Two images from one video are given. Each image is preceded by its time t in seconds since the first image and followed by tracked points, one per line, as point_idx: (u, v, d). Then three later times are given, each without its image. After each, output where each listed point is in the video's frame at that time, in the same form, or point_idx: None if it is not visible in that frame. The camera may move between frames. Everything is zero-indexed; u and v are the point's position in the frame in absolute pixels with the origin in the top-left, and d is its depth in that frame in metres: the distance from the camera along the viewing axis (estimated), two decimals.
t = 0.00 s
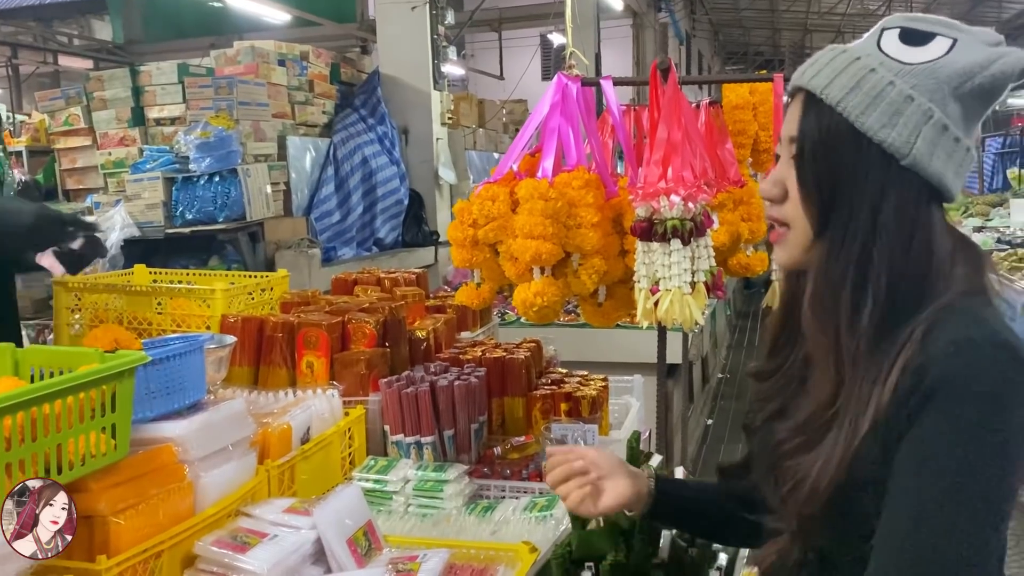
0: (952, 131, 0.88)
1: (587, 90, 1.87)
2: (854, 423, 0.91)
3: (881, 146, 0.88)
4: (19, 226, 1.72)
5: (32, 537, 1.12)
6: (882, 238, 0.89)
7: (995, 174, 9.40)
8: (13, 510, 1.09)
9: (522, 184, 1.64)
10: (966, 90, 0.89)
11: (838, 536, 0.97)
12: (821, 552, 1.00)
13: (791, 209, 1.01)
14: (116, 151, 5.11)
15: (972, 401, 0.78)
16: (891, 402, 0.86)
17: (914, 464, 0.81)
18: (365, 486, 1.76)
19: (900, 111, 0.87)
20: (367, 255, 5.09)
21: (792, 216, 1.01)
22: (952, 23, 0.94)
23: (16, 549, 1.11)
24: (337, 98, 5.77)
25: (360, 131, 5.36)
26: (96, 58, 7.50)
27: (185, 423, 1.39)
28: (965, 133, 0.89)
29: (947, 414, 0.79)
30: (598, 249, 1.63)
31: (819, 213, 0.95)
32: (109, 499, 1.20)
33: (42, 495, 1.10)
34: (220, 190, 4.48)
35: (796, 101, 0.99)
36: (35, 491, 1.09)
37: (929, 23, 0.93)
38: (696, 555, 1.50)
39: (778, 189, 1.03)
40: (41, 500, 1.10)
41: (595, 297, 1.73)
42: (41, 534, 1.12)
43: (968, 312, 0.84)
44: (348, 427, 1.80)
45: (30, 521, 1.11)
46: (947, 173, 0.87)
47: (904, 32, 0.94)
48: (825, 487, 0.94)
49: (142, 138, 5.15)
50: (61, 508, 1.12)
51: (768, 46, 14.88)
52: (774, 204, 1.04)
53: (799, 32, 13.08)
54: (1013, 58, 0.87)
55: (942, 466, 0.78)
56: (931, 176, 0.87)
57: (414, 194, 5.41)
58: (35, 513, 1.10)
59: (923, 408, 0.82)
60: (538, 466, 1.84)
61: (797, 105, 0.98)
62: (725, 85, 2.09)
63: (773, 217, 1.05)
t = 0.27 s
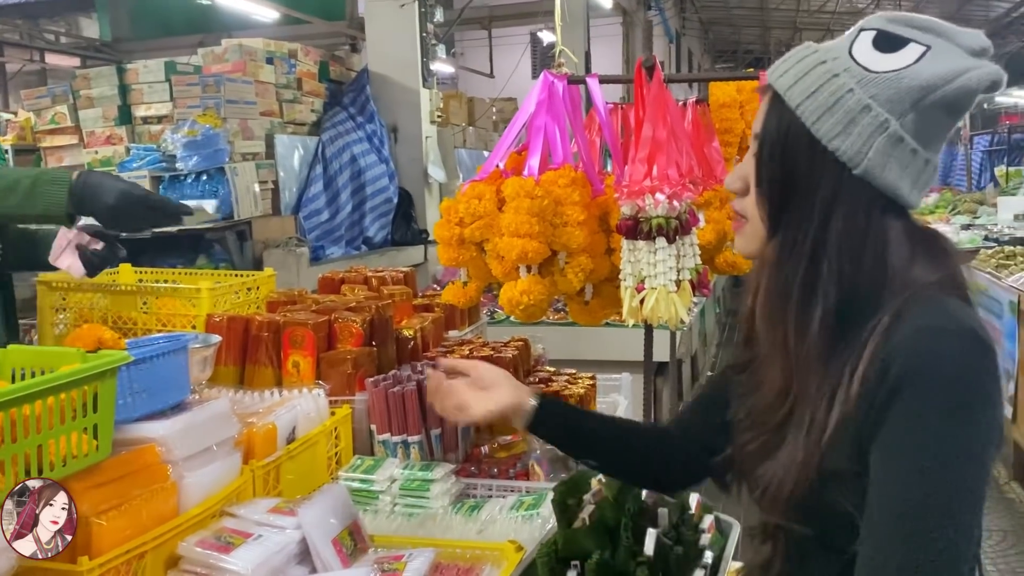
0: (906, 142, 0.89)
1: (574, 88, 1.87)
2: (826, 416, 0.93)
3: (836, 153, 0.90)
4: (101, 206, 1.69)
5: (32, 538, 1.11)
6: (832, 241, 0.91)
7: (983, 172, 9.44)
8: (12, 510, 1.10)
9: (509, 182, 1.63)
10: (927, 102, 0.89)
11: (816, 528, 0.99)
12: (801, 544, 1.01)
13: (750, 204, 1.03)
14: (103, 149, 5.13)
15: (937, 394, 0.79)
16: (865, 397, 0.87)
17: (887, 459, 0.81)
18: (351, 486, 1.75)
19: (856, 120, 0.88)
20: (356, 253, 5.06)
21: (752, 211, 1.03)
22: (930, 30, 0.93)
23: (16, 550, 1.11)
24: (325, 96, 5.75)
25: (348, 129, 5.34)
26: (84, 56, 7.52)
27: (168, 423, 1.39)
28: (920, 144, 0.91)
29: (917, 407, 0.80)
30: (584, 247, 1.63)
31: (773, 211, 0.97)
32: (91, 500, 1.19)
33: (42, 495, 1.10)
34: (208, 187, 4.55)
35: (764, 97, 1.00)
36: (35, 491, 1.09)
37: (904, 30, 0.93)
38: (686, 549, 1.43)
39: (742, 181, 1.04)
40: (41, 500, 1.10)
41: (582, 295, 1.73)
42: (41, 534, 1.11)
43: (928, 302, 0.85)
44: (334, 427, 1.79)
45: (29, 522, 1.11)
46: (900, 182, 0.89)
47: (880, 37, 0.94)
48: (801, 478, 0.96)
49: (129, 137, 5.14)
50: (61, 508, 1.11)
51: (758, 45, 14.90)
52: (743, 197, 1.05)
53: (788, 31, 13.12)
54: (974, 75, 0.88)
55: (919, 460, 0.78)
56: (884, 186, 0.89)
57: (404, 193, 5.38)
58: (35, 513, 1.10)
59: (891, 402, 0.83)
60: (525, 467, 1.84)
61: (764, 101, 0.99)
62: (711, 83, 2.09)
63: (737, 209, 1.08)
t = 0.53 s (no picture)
0: (813, 161, 0.90)
1: (559, 85, 1.86)
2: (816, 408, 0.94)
3: (750, 195, 0.91)
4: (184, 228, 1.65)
5: (32, 538, 1.13)
6: (769, 273, 0.93)
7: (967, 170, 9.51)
8: (13, 510, 1.13)
9: (494, 180, 1.63)
10: (821, 117, 0.89)
11: (799, 523, 0.99)
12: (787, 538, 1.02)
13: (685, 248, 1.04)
14: (87, 147, 5.09)
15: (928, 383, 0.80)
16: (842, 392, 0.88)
17: (889, 452, 0.82)
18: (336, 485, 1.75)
19: (760, 162, 0.89)
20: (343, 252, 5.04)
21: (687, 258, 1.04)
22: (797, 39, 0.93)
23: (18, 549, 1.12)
24: (311, 93, 5.72)
25: (335, 127, 5.29)
26: (68, 54, 7.48)
27: (151, 422, 1.37)
28: (823, 153, 0.91)
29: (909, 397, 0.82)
30: (569, 245, 1.63)
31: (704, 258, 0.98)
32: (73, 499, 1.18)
33: (41, 495, 1.12)
34: (193, 187, 4.48)
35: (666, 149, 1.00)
36: (35, 491, 1.11)
37: (771, 49, 0.92)
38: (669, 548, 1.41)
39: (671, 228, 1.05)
40: (41, 500, 1.12)
41: (567, 293, 1.72)
42: (41, 534, 1.13)
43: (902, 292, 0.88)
44: (319, 426, 1.79)
45: (29, 522, 1.13)
46: (819, 200, 0.90)
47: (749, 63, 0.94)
48: (785, 471, 0.96)
49: (114, 135, 5.11)
50: (60, 509, 1.13)
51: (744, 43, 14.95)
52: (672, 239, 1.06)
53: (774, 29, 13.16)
54: (858, 78, 0.88)
55: (927, 455, 0.80)
56: (804, 208, 0.90)
57: (392, 190, 5.29)
58: (35, 513, 1.12)
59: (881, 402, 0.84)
60: (512, 465, 1.84)
61: (666, 157, 1.00)
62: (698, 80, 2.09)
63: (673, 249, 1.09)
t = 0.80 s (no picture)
0: (761, 179, 0.95)
1: (542, 85, 1.87)
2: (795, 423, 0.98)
3: (705, 216, 0.96)
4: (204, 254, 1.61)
5: (32, 538, 1.13)
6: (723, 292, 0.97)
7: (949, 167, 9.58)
8: (13, 510, 1.14)
9: (478, 179, 1.64)
10: (763, 138, 0.96)
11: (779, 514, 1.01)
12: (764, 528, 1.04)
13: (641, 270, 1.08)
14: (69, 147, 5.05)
15: (894, 373, 0.89)
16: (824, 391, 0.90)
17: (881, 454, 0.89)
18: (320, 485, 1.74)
19: (714, 185, 0.94)
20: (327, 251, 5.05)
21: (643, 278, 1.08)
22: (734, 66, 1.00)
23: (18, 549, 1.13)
24: (294, 92, 5.71)
25: (319, 126, 5.27)
26: (50, 52, 7.40)
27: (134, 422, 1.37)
28: (768, 171, 0.98)
29: (879, 385, 0.90)
30: (553, 243, 1.63)
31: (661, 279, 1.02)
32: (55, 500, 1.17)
33: (42, 495, 1.14)
34: (176, 186, 4.49)
35: (618, 176, 1.04)
36: (35, 491, 1.14)
37: (714, 75, 0.98)
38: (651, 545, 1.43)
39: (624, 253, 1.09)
40: (41, 500, 1.14)
41: (551, 292, 1.73)
42: (41, 534, 1.13)
43: (852, 296, 0.98)
44: (303, 426, 1.78)
45: (29, 522, 1.13)
46: (769, 216, 0.96)
47: (693, 88, 0.99)
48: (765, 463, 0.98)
49: (95, 134, 5.09)
50: (60, 509, 1.14)
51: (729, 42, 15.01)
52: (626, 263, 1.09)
53: (758, 27, 13.21)
54: (799, 96, 0.95)
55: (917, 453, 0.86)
56: (757, 224, 0.96)
57: (375, 189, 5.28)
58: (35, 513, 1.13)
59: (861, 403, 0.91)
60: (496, 463, 1.84)
61: (619, 182, 1.04)
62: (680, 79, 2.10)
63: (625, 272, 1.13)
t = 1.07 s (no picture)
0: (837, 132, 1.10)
1: (519, 82, 1.87)
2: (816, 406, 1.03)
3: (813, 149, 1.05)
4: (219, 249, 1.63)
5: (32, 538, 1.14)
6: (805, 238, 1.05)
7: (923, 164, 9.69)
8: (13, 510, 1.15)
9: (455, 176, 1.63)
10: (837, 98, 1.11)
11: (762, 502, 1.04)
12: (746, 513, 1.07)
13: (716, 209, 1.07)
14: (42, 145, 5.00)
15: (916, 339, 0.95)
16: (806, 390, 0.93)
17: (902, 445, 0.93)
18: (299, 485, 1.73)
19: (826, 121, 1.05)
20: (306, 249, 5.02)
21: (722, 213, 1.07)
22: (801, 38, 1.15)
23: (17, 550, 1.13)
24: (272, 90, 5.68)
25: (297, 123, 5.24)
26: (22, 48, 7.28)
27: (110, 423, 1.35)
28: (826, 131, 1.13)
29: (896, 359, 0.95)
30: (531, 240, 1.63)
31: (756, 211, 1.05)
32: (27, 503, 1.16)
33: (42, 494, 1.17)
34: (152, 184, 4.43)
35: (720, 100, 1.05)
36: (36, 490, 1.17)
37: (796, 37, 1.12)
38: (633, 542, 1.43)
39: (705, 186, 1.06)
40: (41, 499, 1.17)
41: (530, 289, 1.73)
42: (41, 534, 1.16)
43: (853, 274, 1.05)
44: (282, 425, 1.77)
45: (29, 522, 1.15)
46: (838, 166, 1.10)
47: (784, 41, 1.10)
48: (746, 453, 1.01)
49: (70, 132, 5.04)
50: (61, 508, 1.18)
51: (706, 40, 15.09)
52: (690, 201, 1.08)
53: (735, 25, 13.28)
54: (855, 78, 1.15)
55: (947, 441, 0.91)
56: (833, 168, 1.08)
57: (355, 186, 5.24)
58: (35, 513, 1.16)
59: (874, 385, 0.97)
60: (476, 460, 1.83)
61: (727, 103, 1.05)
62: (657, 77, 2.10)
63: (681, 214, 1.10)
